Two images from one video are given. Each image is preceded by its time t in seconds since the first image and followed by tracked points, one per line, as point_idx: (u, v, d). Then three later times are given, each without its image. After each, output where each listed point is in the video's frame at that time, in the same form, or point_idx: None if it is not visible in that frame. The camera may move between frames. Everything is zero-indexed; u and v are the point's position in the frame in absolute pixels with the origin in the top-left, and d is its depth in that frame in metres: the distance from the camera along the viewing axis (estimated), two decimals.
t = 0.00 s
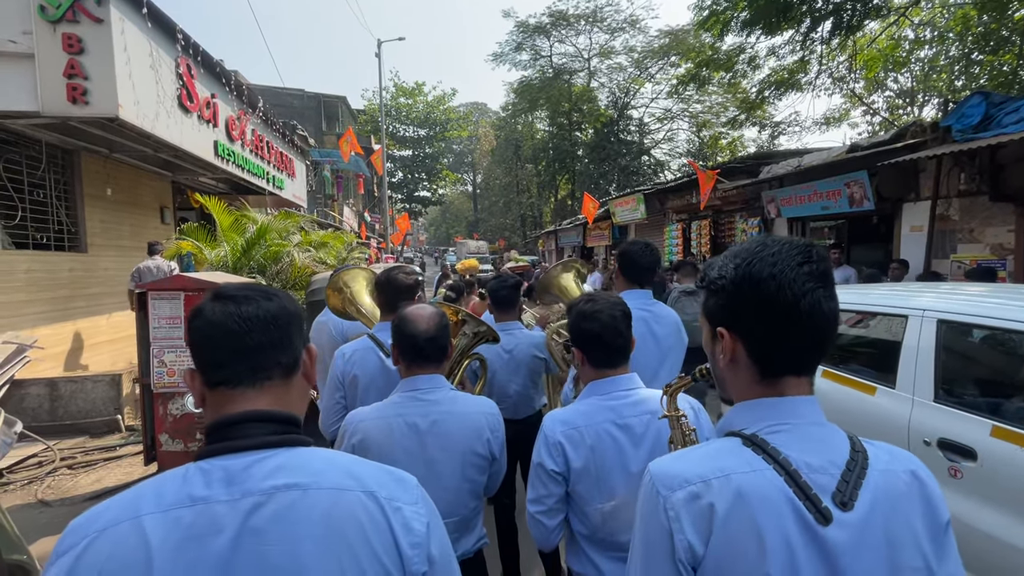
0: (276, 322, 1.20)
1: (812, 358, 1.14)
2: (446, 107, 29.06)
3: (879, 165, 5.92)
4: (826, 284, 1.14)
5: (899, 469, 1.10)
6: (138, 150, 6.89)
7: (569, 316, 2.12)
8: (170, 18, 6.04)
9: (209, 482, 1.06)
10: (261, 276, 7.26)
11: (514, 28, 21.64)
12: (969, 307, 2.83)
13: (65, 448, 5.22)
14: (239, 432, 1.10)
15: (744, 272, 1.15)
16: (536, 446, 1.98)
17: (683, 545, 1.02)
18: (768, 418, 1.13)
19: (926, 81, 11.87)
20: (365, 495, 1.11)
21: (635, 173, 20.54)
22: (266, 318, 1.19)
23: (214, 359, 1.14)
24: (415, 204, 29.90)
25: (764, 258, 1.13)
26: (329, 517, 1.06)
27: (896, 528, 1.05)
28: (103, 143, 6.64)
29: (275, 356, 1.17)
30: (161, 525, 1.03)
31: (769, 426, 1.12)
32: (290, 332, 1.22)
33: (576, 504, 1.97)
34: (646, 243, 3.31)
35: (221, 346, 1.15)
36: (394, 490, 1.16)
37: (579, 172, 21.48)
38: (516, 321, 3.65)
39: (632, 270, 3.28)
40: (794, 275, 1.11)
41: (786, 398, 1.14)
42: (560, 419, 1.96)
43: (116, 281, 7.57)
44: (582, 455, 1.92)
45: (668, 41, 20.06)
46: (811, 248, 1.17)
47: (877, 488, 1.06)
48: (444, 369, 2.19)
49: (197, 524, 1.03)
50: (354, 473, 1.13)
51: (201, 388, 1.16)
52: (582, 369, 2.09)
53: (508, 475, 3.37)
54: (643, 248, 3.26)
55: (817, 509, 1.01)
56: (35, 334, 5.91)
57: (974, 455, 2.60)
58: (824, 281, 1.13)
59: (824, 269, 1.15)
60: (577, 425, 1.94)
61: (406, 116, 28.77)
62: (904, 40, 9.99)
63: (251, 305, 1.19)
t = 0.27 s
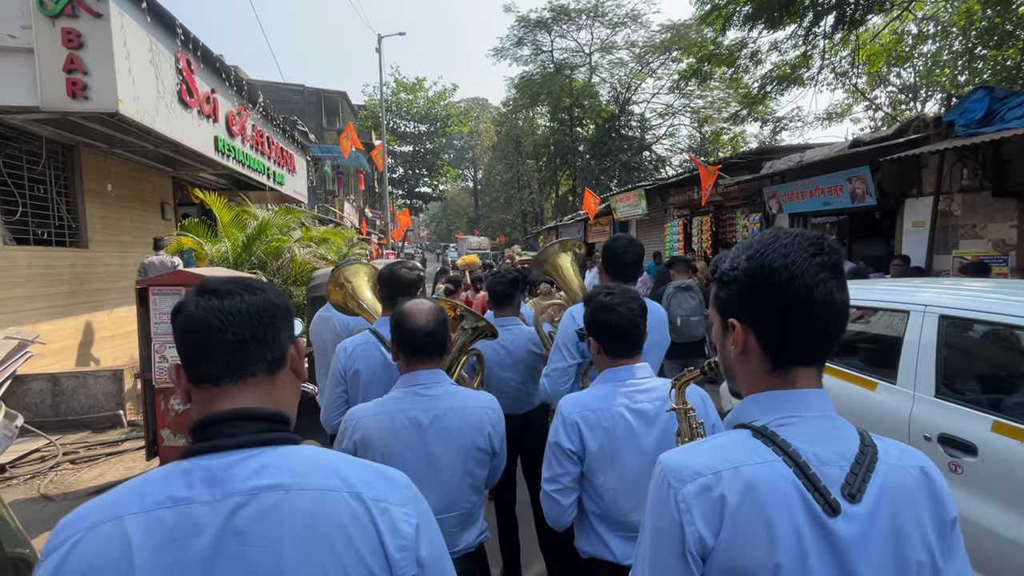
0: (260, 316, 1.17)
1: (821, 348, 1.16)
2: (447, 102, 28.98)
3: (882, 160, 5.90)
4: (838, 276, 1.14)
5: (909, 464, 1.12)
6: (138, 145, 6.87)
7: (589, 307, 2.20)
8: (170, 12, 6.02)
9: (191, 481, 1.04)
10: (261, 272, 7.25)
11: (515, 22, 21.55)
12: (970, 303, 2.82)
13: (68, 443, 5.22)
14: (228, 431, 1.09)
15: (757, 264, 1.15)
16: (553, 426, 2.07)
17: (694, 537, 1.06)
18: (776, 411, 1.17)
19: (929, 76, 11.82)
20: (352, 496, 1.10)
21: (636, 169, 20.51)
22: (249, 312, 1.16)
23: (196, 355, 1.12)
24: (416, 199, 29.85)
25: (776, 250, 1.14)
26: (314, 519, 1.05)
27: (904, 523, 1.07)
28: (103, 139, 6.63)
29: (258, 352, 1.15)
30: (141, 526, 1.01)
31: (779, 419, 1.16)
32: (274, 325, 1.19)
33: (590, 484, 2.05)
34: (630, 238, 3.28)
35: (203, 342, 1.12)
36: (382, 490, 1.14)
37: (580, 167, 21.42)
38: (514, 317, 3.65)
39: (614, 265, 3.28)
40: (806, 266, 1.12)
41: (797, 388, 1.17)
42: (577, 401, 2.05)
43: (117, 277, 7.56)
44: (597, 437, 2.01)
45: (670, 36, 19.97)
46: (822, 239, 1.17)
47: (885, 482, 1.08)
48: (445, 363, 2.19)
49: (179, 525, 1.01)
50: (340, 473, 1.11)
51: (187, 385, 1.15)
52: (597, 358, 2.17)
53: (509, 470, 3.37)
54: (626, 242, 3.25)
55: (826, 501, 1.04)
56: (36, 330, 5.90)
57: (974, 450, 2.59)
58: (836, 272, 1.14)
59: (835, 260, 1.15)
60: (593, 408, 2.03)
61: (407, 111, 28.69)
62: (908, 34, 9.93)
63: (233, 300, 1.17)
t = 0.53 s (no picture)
0: (233, 307, 1.11)
1: (834, 334, 1.18)
2: (448, 96, 28.90)
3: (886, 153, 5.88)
4: (850, 264, 1.16)
5: (919, 448, 1.16)
6: (140, 140, 6.87)
7: (618, 292, 2.26)
8: (170, 6, 6.00)
9: (161, 481, 1.01)
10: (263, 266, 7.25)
11: (516, 16, 21.46)
12: (974, 296, 2.81)
13: (73, 436, 5.23)
14: (201, 428, 1.04)
15: (772, 251, 1.17)
16: (580, 399, 2.14)
17: (713, 520, 1.09)
18: (789, 398, 1.20)
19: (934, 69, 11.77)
20: (325, 496, 1.03)
21: (638, 163, 20.48)
22: (221, 303, 1.10)
23: (168, 350, 1.07)
24: (417, 194, 29.83)
25: (791, 238, 1.16)
26: (285, 521, 1.00)
27: (912, 504, 1.12)
28: (105, 133, 6.62)
29: (231, 346, 1.09)
30: (113, 525, 0.99)
31: (792, 405, 1.19)
32: (250, 317, 1.13)
33: (613, 455, 2.14)
34: (611, 231, 3.26)
35: (174, 336, 1.07)
36: (360, 489, 1.08)
37: (582, 162, 21.38)
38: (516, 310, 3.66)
39: (595, 259, 3.26)
40: (819, 254, 1.14)
41: (809, 374, 1.20)
42: (604, 377, 2.14)
43: (120, 271, 7.57)
44: (623, 410, 2.11)
45: (672, 29, 19.87)
46: (835, 227, 1.19)
47: (896, 464, 1.13)
48: (449, 354, 2.19)
49: (148, 525, 0.98)
50: (313, 472, 1.05)
51: (161, 380, 1.10)
52: (623, 341, 2.24)
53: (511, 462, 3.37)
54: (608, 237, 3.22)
55: (840, 484, 1.09)
56: (40, 323, 5.92)
57: (977, 442, 2.59)
58: (849, 260, 1.16)
59: (849, 248, 1.17)
60: (619, 384, 2.13)
61: (408, 105, 28.64)
62: (912, 27, 9.86)
63: (204, 292, 1.11)
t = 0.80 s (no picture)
0: (200, 300, 1.07)
1: (839, 324, 1.22)
2: (449, 91, 28.80)
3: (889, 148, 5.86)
4: (857, 257, 1.20)
5: (917, 433, 1.21)
6: (140, 134, 6.86)
7: (626, 283, 2.31)
8: None
9: (124, 477, 0.99)
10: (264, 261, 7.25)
11: (517, 9, 21.36)
12: (974, 290, 2.81)
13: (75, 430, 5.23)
14: (170, 424, 1.01)
15: (782, 245, 1.20)
16: (597, 386, 2.15)
17: (723, 496, 1.13)
18: (797, 382, 1.24)
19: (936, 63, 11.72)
20: (286, 493, 1.00)
21: (639, 158, 20.46)
22: (187, 296, 1.07)
23: (136, 346, 1.04)
24: (418, 189, 29.79)
25: (801, 232, 1.19)
26: (242, 518, 0.97)
27: (910, 484, 1.16)
28: (106, 127, 6.61)
29: (198, 340, 1.06)
30: (77, 523, 0.97)
31: (798, 390, 1.23)
32: (218, 309, 1.09)
33: (630, 440, 2.15)
34: (595, 226, 3.26)
35: (142, 332, 1.04)
36: (324, 488, 1.03)
37: (583, 157, 21.33)
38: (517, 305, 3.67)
39: (582, 254, 3.23)
40: (828, 248, 1.17)
41: (817, 361, 1.24)
42: (620, 364, 2.16)
43: (121, 266, 7.57)
44: (641, 395, 2.13)
45: (674, 23, 19.79)
46: (842, 222, 1.22)
47: (895, 447, 1.18)
48: (451, 347, 2.19)
49: (110, 522, 0.96)
50: (275, 469, 1.01)
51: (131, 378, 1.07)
52: (632, 331, 2.28)
53: (512, 456, 3.38)
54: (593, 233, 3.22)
55: (843, 464, 1.13)
56: (42, 318, 5.91)
57: (978, 436, 2.59)
58: (856, 254, 1.20)
59: (855, 242, 1.21)
60: (635, 370, 2.15)
61: (409, 100, 28.55)
62: (916, 20, 9.81)
63: (167, 286, 1.07)
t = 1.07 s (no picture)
0: (160, 295, 1.05)
1: (847, 317, 1.22)
2: (450, 85, 28.72)
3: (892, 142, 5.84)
4: (866, 254, 1.20)
5: (916, 415, 1.22)
6: (141, 128, 6.85)
7: (624, 276, 2.29)
8: None
9: (75, 474, 0.96)
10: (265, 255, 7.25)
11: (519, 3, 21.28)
12: (977, 283, 2.79)
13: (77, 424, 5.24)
14: (123, 420, 0.98)
15: (793, 239, 1.20)
16: (596, 377, 2.13)
17: (733, 477, 1.13)
18: (805, 368, 1.24)
19: (940, 57, 11.68)
20: (229, 495, 0.95)
21: (641, 153, 20.43)
22: (146, 293, 1.05)
23: (94, 344, 1.02)
24: (420, 184, 29.77)
25: (812, 227, 1.19)
26: (182, 521, 0.91)
27: (910, 465, 1.18)
28: (106, 121, 6.59)
29: (155, 336, 1.03)
30: (29, 520, 0.94)
31: (806, 375, 1.23)
32: (178, 304, 1.06)
33: (628, 432, 2.14)
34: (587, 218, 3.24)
35: (100, 330, 1.02)
36: (272, 491, 0.98)
37: (585, 152, 21.30)
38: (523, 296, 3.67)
39: (573, 248, 3.21)
40: (839, 244, 1.17)
41: (822, 350, 1.24)
42: (619, 356, 2.14)
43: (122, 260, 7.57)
44: (639, 387, 2.11)
45: (677, 16, 19.71)
46: (853, 218, 1.22)
47: (896, 429, 1.19)
48: (450, 340, 2.18)
49: (59, 520, 0.93)
50: (223, 469, 0.96)
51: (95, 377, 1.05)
52: (632, 323, 2.26)
53: (513, 450, 3.37)
54: (584, 225, 3.20)
55: (848, 445, 1.14)
56: (44, 312, 5.91)
57: (979, 431, 2.58)
58: (866, 250, 1.20)
59: (865, 238, 1.21)
60: (634, 362, 2.13)
61: (410, 94, 28.48)
62: (920, 14, 9.76)
63: (125, 284, 1.05)
